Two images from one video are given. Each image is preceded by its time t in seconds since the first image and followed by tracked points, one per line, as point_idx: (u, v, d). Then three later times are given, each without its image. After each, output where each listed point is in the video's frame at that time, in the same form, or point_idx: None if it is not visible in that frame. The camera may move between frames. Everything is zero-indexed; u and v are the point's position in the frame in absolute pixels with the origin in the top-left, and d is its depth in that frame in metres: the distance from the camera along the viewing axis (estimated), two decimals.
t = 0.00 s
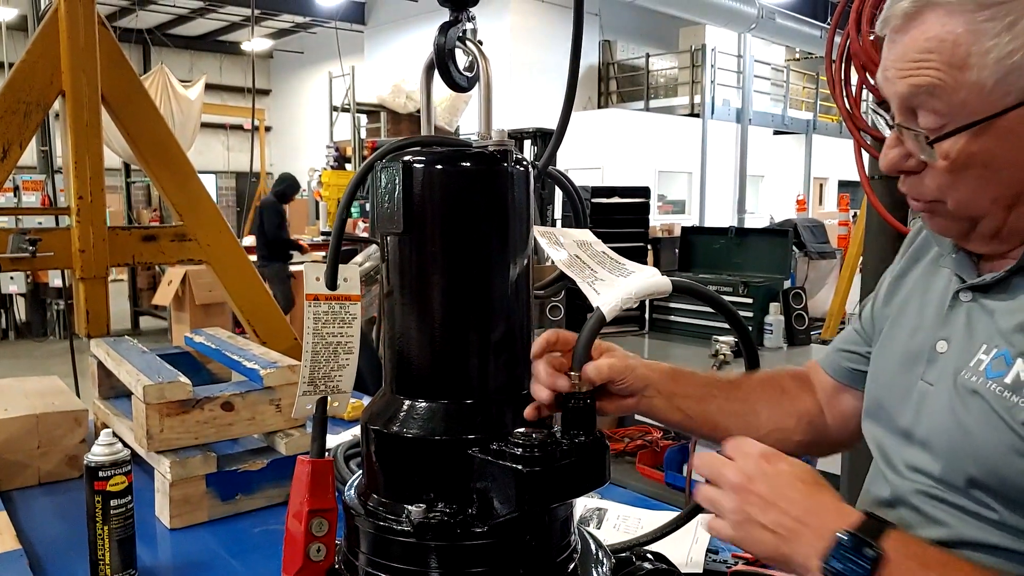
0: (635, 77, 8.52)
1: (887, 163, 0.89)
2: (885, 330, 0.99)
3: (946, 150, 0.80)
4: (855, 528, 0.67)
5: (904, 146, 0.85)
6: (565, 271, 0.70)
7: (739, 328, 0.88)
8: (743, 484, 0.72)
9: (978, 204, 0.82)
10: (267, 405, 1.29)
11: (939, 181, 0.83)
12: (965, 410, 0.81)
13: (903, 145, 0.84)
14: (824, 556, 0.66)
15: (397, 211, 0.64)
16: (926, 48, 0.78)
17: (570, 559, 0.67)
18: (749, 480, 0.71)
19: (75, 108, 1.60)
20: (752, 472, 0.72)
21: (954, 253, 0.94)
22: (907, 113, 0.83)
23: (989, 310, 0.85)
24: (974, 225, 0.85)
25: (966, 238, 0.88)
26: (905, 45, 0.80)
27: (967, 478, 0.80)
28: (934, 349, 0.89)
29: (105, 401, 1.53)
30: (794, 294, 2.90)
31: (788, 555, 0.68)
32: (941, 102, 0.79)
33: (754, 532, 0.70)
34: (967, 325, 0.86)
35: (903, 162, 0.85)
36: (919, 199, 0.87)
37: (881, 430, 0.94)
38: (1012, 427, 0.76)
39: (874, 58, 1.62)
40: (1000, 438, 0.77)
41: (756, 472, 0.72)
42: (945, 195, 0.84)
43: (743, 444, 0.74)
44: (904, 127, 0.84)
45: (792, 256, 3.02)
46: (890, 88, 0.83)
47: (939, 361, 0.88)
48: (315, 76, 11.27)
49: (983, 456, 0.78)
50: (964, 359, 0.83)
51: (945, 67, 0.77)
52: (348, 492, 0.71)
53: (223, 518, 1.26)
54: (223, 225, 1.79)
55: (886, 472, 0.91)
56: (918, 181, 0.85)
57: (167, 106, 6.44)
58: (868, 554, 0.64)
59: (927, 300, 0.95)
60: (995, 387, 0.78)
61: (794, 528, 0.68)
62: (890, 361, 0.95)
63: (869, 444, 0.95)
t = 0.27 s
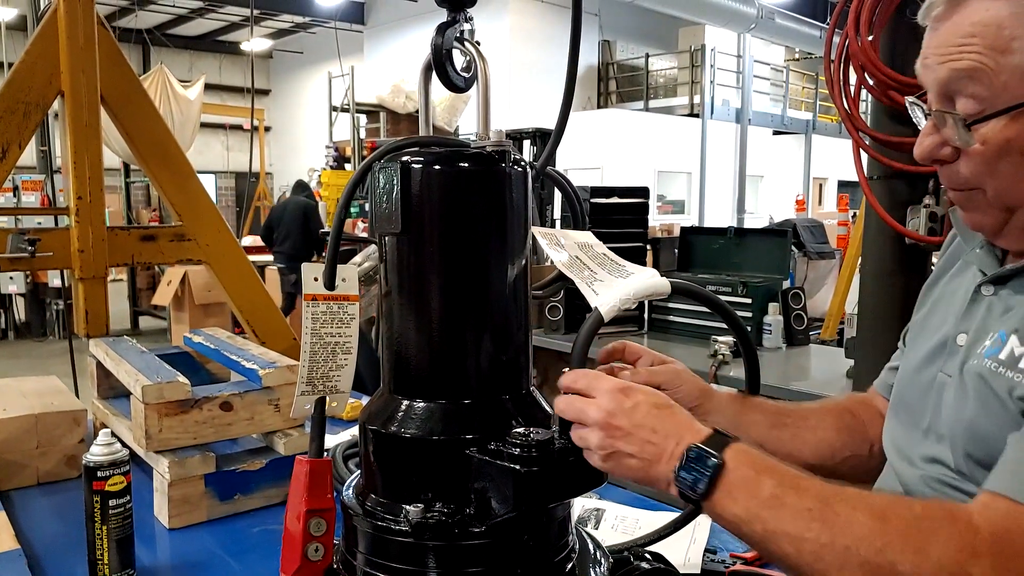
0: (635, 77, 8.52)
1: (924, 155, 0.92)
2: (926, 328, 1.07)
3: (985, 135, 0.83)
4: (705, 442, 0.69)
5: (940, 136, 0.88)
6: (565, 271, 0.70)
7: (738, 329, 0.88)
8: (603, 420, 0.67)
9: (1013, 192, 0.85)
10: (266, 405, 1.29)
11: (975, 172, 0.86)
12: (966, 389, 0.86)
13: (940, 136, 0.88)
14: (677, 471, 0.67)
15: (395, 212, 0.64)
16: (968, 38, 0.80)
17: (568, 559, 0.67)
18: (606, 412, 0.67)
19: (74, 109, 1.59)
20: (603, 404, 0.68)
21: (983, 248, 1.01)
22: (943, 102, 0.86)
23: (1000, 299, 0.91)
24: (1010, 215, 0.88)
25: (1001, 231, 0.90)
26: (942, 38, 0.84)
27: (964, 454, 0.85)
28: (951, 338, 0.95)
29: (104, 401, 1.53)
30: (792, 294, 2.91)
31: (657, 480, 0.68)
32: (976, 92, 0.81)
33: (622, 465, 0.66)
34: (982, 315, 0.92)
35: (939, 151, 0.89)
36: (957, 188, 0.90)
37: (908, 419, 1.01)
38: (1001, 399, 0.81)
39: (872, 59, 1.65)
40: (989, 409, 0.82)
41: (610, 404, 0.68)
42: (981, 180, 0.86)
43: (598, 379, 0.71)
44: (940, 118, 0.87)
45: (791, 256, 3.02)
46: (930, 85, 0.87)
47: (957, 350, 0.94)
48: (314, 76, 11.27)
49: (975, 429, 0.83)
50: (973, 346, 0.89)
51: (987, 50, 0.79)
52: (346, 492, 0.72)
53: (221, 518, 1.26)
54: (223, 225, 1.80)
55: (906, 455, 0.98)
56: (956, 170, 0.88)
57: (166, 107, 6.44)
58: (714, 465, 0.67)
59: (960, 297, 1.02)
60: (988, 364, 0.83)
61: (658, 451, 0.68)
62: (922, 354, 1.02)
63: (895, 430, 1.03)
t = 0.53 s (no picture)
0: (635, 76, 8.51)
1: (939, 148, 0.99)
2: (936, 325, 1.09)
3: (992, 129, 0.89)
4: (702, 450, 0.70)
5: (952, 130, 0.95)
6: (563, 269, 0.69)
7: (737, 328, 0.88)
8: (606, 430, 0.68)
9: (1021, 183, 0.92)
10: (264, 404, 1.29)
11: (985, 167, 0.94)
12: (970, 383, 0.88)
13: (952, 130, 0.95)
14: (678, 478, 0.70)
15: (393, 209, 0.64)
16: (980, 39, 0.86)
17: (566, 558, 0.66)
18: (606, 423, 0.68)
19: (72, 108, 1.59)
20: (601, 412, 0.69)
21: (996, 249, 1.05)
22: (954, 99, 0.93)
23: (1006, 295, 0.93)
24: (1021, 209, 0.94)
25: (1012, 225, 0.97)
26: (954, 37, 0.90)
27: (969, 446, 0.87)
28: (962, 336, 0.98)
29: (101, 399, 1.52)
30: (792, 293, 2.90)
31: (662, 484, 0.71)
32: (985, 91, 0.88)
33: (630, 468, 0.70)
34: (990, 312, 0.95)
35: (950, 144, 0.96)
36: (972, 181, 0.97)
37: (918, 412, 1.04)
38: (1001, 389, 0.83)
39: (871, 56, 1.66)
40: (987, 399, 0.84)
41: (610, 413, 0.69)
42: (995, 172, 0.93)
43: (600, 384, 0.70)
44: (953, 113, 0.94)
45: (791, 255, 3.02)
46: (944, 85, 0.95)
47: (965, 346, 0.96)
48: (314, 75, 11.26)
49: (977, 419, 0.85)
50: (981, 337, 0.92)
51: (996, 43, 0.85)
52: (344, 490, 0.71)
53: (219, 517, 1.26)
54: (221, 223, 1.79)
55: (915, 451, 1.00)
56: (969, 163, 0.96)
57: (165, 105, 6.43)
58: (711, 474, 0.69)
59: (972, 294, 1.05)
60: (990, 354, 0.85)
61: (662, 456, 0.70)
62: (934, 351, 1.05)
63: (906, 427, 1.05)
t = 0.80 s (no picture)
0: (635, 76, 8.51)
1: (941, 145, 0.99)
2: (934, 326, 1.09)
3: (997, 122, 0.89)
4: (715, 458, 0.70)
5: (955, 125, 0.95)
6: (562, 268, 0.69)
7: (737, 328, 0.88)
8: (621, 436, 0.70)
9: (1023, 181, 0.91)
10: (262, 403, 1.29)
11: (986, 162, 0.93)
12: (973, 383, 0.88)
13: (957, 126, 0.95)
14: (693, 486, 0.70)
15: (392, 209, 0.64)
16: (987, 32, 0.86)
17: (565, 557, 0.66)
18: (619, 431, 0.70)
19: (72, 108, 1.59)
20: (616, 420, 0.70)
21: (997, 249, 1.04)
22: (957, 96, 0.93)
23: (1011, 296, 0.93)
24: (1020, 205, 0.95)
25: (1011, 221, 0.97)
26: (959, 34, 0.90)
27: (974, 448, 0.87)
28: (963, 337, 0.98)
29: (100, 398, 1.52)
30: (792, 293, 2.90)
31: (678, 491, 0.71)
32: (992, 86, 0.89)
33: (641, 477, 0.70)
34: (994, 313, 0.95)
35: (953, 139, 0.96)
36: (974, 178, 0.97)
37: (918, 414, 1.03)
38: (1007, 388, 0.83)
39: (871, 55, 1.65)
40: (995, 401, 0.84)
41: (625, 419, 0.69)
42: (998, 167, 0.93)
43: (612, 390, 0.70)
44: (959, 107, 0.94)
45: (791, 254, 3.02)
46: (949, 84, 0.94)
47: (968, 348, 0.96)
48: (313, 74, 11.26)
49: (984, 421, 0.85)
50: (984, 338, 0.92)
51: (1004, 36, 0.85)
52: (343, 490, 0.71)
53: (217, 517, 1.25)
54: (220, 223, 1.79)
55: (915, 453, 1.00)
56: (972, 158, 0.95)
57: (164, 104, 6.43)
58: (725, 481, 0.69)
59: (971, 295, 1.05)
60: (997, 355, 0.85)
61: (676, 464, 0.70)
62: (933, 352, 1.04)
63: (906, 428, 1.04)
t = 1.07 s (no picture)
0: (635, 75, 8.51)
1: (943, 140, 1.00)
2: (927, 319, 1.09)
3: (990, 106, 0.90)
4: (701, 445, 0.68)
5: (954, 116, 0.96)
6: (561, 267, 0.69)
7: (736, 327, 0.87)
8: (604, 428, 0.69)
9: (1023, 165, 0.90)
10: (262, 403, 1.29)
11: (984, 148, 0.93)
12: (970, 371, 0.88)
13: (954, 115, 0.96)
14: (678, 473, 0.69)
15: (392, 207, 0.64)
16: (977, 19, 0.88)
17: (565, 558, 0.66)
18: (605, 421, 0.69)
19: (71, 107, 1.59)
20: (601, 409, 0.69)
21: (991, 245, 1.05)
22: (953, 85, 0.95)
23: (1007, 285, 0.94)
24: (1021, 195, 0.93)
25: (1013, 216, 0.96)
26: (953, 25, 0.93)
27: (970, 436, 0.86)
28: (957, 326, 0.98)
29: (100, 398, 1.52)
30: (792, 292, 2.89)
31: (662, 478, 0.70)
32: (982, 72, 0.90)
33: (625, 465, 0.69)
34: (989, 302, 0.95)
35: (953, 130, 0.96)
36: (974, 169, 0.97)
37: (908, 405, 1.03)
38: (1004, 375, 0.83)
39: (871, 55, 1.65)
40: (992, 387, 0.84)
41: (610, 408, 0.69)
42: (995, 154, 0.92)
43: (596, 383, 0.70)
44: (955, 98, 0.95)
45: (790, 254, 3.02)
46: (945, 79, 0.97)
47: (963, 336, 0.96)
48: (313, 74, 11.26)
49: (981, 408, 0.85)
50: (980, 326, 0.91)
51: (992, 22, 0.87)
52: (342, 490, 0.71)
53: (217, 517, 1.25)
54: (219, 222, 1.79)
55: (909, 442, 0.99)
56: (971, 148, 0.96)
57: (164, 104, 6.43)
58: (710, 468, 0.67)
59: (963, 286, 1.05)
60: (993, 340, 0.85)
61: (660, 452, 0.70)
62: (926, 343, 1.04)
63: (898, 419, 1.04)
